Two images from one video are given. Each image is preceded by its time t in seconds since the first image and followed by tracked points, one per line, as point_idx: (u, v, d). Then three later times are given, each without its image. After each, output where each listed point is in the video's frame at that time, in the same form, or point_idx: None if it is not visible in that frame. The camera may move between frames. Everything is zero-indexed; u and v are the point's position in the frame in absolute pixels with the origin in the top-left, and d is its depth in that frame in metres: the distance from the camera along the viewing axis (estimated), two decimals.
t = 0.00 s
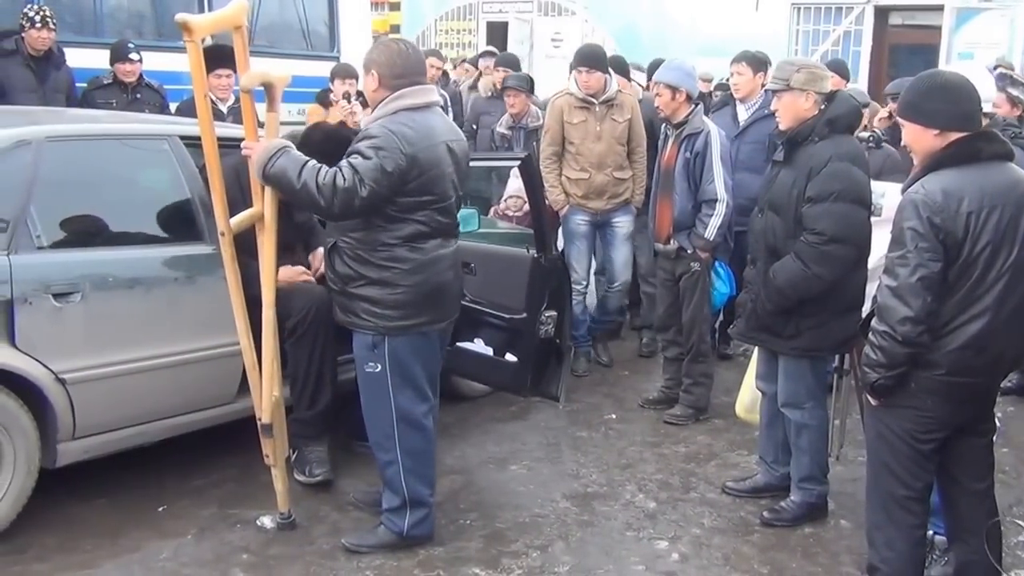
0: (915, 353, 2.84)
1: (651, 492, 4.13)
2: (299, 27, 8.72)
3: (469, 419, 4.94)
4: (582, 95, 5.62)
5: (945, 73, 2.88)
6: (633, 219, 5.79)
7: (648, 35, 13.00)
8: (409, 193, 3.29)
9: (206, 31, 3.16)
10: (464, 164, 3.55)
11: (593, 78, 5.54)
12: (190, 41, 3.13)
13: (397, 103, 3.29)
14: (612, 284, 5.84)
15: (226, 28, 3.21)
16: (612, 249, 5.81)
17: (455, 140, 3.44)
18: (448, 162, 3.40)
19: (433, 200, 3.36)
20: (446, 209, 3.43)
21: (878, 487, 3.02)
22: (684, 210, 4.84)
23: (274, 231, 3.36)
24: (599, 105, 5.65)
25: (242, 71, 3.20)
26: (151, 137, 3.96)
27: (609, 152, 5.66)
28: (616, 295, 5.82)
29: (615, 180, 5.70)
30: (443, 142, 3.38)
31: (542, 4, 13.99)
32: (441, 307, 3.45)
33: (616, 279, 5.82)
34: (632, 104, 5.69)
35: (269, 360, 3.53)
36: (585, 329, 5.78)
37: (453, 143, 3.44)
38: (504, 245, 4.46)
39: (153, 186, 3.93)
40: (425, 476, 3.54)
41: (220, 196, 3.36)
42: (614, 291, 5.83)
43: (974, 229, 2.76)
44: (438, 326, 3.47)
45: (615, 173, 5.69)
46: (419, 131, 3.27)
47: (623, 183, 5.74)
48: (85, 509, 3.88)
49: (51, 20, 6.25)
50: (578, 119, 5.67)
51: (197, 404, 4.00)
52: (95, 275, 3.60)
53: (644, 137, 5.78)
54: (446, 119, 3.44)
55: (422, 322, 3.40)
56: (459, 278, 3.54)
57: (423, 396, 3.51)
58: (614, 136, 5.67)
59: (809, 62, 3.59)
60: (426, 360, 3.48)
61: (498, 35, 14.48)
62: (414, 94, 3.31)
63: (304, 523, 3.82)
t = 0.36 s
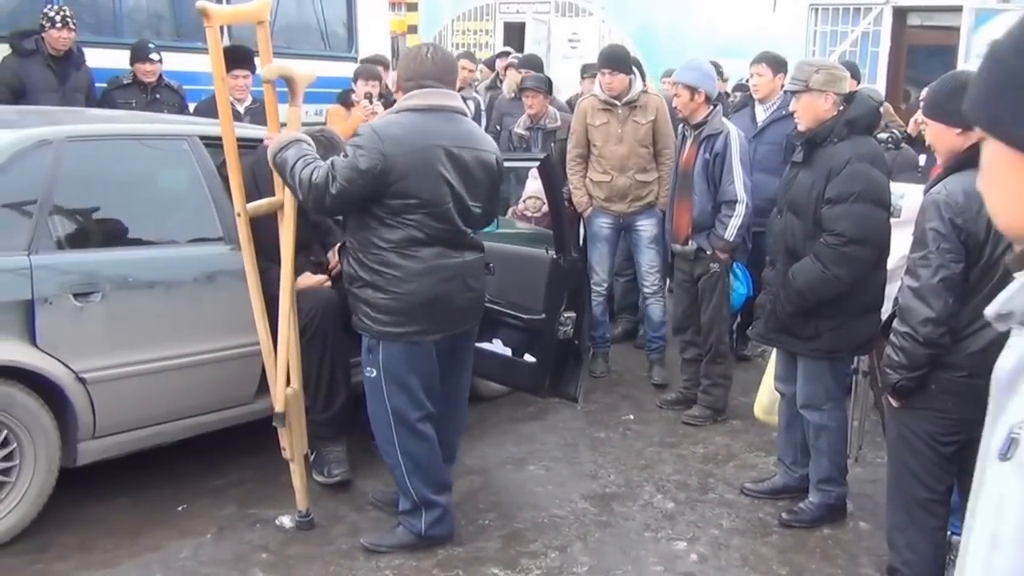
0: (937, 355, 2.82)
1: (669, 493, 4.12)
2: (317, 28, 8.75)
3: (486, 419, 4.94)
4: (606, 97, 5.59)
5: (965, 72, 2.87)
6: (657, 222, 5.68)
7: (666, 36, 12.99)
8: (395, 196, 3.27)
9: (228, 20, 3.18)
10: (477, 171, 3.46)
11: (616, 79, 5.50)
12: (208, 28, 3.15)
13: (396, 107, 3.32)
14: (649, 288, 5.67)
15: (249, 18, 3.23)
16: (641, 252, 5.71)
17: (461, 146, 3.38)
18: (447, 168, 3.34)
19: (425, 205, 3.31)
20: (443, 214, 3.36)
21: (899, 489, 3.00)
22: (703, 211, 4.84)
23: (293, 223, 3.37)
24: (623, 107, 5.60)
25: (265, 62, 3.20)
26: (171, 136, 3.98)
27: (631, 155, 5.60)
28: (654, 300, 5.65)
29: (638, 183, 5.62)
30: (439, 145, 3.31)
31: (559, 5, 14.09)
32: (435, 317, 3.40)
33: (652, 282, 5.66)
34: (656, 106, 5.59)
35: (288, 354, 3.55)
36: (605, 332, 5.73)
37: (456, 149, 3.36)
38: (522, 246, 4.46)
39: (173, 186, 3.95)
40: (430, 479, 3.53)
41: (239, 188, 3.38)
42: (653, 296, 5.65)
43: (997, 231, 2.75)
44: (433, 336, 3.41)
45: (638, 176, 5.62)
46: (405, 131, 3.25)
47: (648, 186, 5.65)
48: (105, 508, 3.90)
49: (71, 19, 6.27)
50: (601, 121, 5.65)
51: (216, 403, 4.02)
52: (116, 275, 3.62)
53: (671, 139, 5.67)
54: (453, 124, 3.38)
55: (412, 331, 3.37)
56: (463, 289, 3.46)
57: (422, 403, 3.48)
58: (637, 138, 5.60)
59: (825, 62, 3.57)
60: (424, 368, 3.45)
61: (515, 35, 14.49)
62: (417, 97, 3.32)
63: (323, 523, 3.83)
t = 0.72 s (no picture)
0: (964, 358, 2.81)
1: (688, 495, 4.11)
2: (337, 29, 8.77)
3: (505, 420, 4.94)
4: (654, 98, 5.62)
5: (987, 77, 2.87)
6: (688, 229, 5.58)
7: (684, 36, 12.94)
8: (377, 191, 3.32)
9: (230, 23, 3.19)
10: (472, 183, 3.31)
11: (665, 79, 5.52)
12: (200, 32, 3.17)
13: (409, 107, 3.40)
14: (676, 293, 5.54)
15: (252, 22, 3.23)
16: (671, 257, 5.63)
17: (451, 151, 3.29)
18: (429, 169, 3.28)
19: (401, 204, 3.29)
20: (421, 217, 3.29)
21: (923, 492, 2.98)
22: (723, 212, 4.82)
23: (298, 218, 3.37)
24: (668, 110, 5.60)
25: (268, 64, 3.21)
26: (192, 137, 4.00)
27: (670, 158, 5.56)
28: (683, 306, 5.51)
29: (674, 189, 5.54)
30: (424, 145, 3.28)
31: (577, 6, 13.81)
32: (403, 324, 3.31)
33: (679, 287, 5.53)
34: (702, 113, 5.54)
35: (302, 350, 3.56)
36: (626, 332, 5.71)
37: (444, 153, 3.28)
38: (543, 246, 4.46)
39: (193, 186, 3.96)
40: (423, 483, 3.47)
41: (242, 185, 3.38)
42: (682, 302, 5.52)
43: None
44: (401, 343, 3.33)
45: (674, 181, 5.55)
46: (397, 126, 3.30)
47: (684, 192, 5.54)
48: (125, 507, 3.91)
49: (94, 21, 6.32)
50: (645, 121, 5.68)
51: (235, 403, 4.03)
52: (136, 275, 3.63)
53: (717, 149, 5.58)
54: (454, 129, 3.31)
55: (381, 330, 3.34)
56: (441, 302, 3.32)
57: (415, 406, 3.43)
58: (678, 142, 5.57)
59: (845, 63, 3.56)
60: (406, 370, 3.38)
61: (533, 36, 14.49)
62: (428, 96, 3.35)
63: (342, 523, 3.84)
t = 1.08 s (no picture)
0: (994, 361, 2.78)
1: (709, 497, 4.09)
2: (357, 29, 8.79)
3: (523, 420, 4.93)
4: (692, 98, 5.57)
5: None
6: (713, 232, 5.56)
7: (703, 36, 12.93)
8: (403, 187, 3.35)
9: (267, 23, 3.18)
10: (490, 179, 3.27)
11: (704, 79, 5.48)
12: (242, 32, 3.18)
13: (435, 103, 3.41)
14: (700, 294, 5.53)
15: (289, 25, 3.22)
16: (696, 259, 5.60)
17: (469, 147, 3.26)
18: (447, 165, 3.27)
19: (422, 199, 3.31)
20: (440, 213, 3.29)
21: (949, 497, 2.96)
22: (745, 212, 4.78)
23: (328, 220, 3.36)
24: (703, 110, 5.53)
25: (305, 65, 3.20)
26: (213, 136, 4.01)
27: (701, 159, 5.49)
28: (705, 309, 5.50)
29: (703, 190, 5.53)
30: (444, 141, 3.28)
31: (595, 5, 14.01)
32: (423, 320, 3.33)
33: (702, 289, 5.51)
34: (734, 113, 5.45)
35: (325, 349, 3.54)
36: (666, 333, 5.78)
37: (462, 149, 3.26)
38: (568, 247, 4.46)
39: (214, 186, 3.97)
40: (452, 483, 3.43)
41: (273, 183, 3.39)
42: (704, 304, 5.50)
43: None
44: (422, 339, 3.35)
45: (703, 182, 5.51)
46: (419, 122, 3.31)
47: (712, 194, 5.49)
48: (146, 505, 3.93)
49: (118, 20, 6.35)
50: (680, 119, 5.61)
51: (255, 403, 4.04)
52: (159, 274, 3.64)
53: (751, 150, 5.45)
54: (474, 124, 3.29)
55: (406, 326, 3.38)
56: (460, 299, 3.29)
57: (450, 403, 3.40)
58: (710, 144, 5.48)
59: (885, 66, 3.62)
60: (437, 367, 3.36)
61: (551, 35, 14.48)
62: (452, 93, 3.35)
63: (361, 522, 3.84)
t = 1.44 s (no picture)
0: None
1: (734, 498, 4.04)
2: (380, 23, 8.76)
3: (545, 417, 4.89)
4: (712, 92, 5.51)
5: None
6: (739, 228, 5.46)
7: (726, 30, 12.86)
8: (453, 183, 3.31)
9: (307, 15, 3.17)
10: (549, 174, 3.31)
11: (723, 74, 5.42)
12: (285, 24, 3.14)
13: (477, 100, 3.39)
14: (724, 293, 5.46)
15: (329, 18, 3.20)
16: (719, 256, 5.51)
17: (527, 142, 3.28)
18: (507, 160, 3.27)
19: (479, 194, 3.28)
20: (498, 209, 3.28)
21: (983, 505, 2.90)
22: (774, 210, 4.73)
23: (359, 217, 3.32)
24: (724, 103, 5.47)
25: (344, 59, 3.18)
26: (236, 132, 3.99)
27: (722, 154, 5.45)
28: (729, 307, 5.43)
29: (724, 185, 5.43)
30: (501, 137, 3.27)
31: None
32: (480, 315, 3.29)
33: (725, 288, 5.44)
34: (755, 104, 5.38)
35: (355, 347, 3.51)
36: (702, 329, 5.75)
37: (522, 144, 3.28)
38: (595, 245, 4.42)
39: (237, 182, 3.95)
40: (485, 481, 3.41)
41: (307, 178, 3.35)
42: (728, 302, 5.43)
43: None
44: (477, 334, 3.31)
45: (724, 177, 5.44)
46: (471, 119, 3.29)
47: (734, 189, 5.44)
48: (168, 501, 3.91)
49: (143, 14, 6.34)
50: (701, 115, 5.58)
51: (277, 400, 4.02)
52: (181, 270, 3.62)
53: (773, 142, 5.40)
54: (529, 121, 3.31)
55: (457, 324, 3.32)
56: (517, 292, 3.30)
57: (487, 401, 3.38)
58: (731, 138, 5.44)
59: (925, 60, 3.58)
60: (484, 362, 3.34)
61: (573, 30, 14.43)
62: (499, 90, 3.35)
63: (383, 521, 3.81)
